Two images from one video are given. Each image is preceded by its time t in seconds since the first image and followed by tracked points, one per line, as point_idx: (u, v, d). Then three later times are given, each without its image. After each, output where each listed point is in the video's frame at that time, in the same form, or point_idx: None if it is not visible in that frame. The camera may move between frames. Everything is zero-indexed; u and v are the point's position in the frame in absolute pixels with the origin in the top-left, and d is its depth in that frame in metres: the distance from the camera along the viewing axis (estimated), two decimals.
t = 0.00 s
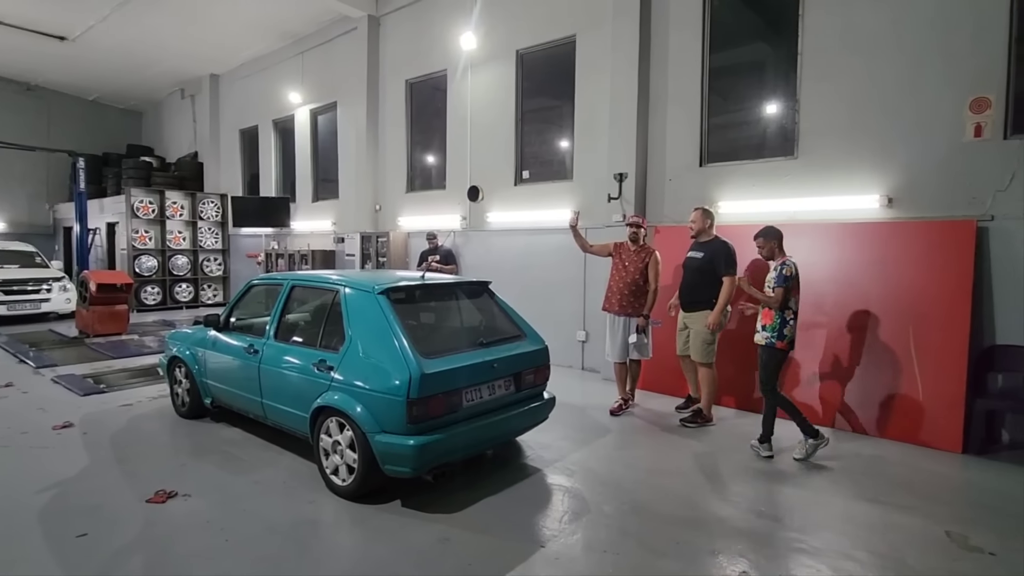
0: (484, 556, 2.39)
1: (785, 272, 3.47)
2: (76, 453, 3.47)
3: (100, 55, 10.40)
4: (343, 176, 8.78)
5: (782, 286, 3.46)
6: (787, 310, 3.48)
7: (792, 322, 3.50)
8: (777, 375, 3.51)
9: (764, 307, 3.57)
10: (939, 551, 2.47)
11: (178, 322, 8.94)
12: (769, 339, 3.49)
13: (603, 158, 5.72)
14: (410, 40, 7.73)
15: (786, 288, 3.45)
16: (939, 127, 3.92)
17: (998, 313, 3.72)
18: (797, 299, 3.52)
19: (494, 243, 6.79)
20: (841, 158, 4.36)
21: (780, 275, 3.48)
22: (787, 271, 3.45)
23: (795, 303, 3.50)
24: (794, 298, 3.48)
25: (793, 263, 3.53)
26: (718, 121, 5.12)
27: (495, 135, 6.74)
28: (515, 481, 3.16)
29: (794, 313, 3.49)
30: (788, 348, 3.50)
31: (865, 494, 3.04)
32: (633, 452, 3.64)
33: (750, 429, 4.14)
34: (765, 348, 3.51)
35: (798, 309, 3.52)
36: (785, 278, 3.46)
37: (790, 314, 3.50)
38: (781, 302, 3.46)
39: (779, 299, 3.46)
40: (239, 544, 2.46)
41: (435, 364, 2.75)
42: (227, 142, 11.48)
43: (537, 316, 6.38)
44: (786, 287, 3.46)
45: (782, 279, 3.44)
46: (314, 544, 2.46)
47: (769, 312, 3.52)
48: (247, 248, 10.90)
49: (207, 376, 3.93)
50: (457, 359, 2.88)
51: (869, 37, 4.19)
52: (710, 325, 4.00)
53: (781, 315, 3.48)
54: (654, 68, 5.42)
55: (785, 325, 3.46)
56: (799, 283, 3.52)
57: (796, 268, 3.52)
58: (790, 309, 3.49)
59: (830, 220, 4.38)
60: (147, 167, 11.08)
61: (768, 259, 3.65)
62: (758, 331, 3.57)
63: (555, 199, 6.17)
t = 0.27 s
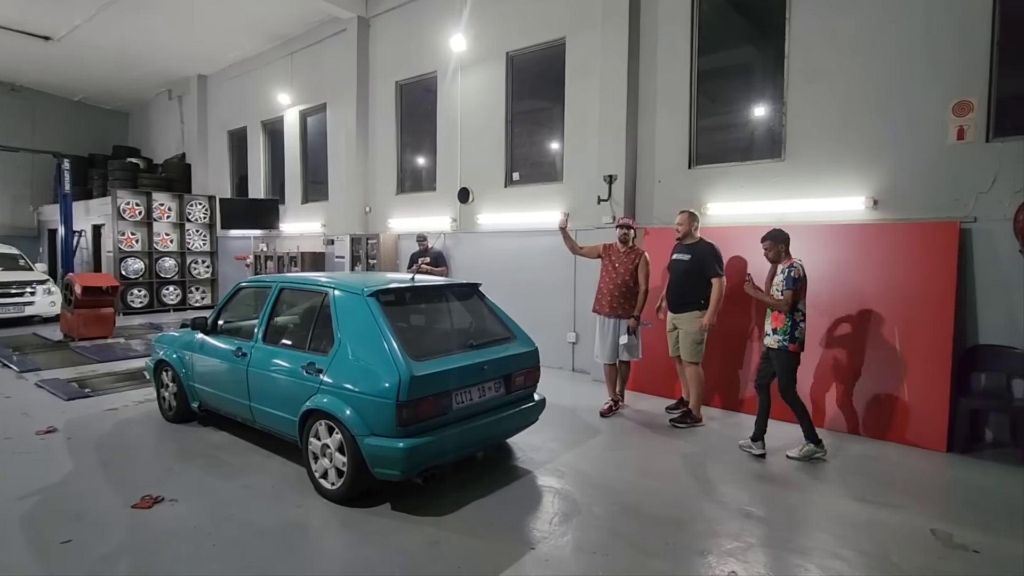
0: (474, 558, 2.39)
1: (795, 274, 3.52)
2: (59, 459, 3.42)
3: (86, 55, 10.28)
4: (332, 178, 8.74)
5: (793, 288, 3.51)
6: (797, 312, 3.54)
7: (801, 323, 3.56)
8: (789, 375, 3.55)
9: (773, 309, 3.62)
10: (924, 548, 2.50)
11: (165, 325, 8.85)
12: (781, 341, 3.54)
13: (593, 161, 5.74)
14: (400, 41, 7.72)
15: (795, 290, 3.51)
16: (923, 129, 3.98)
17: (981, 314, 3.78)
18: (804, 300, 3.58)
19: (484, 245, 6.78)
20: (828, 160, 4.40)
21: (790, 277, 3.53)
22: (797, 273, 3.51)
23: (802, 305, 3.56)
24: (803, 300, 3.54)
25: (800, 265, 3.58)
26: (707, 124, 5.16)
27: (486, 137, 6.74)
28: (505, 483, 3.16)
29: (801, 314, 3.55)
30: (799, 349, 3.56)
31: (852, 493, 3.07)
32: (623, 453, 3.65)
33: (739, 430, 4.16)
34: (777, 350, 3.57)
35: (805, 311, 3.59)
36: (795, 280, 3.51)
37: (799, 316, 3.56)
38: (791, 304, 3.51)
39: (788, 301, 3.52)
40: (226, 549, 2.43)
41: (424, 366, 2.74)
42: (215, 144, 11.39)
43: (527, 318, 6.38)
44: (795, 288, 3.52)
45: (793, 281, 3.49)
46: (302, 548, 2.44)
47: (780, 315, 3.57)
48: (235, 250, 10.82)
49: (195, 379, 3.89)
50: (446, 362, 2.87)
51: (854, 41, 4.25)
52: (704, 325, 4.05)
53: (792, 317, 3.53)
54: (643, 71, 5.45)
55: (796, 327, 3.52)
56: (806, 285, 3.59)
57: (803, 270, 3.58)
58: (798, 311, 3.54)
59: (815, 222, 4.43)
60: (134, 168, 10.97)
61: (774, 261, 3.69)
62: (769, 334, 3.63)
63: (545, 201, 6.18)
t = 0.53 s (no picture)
0: (466, 560, 2.38)
1: (798, 274, 3.55)
2: (45, 463, 3.37)
3: (72, 54, 10.17)
4: (323, 178, 8.69)
5: (795, 288, 3.55)
6: (799, 311, 3.58)
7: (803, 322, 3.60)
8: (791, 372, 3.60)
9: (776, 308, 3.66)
10: (912, 546, 2.52)
11: (154, 327, 8.76)
12: (784, 340, 3.59)
13: (585, 162, 5.75)
14: (391, 41, 7.70)
15: (797, 289, 3.54)
16: (910, 131, 4.02)
17: (968, 313, 3.83)
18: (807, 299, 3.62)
19: (476, 245, 6.78)
20: (817, 161, 4.44)
21: (793, 276, 3.57)
22: (799, 273, 3.54)
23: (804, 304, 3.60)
24: (805, 299, 3.58)
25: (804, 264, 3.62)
26: (698, 125, 5.18)
27: (477, 138, 6.74)
28: (497, 484, 3.15)
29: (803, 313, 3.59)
30: (801, 347, 3.61)
31: (841, 491, 3.09)
32: (615, 454, 3.66)
33: (730, 429, 4.18)
34: (781, 347, 3.62)
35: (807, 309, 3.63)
36: (797, 279, 3.55)
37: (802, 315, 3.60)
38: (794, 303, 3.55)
39: (790, 300, 3.56)
40: (215, 553, 2.41)
41: (416, 367, 2.73)
42: (204, 144, 11.31)
43: (520, 319, 6.38)
44: (798, 288, 3.55)
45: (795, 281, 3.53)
46: (293, 552, 2.42)
47: (783, 314, 3.62)
48: (225, 251, 10.73)
49: (184, 382, 3.86)
50: (438, 362, 2.86)
51: (842, 44, 4.29)
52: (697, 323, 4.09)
53: (794, 316, 3.57)
54: (634, 72, 5.47)
55: (798, 325, 3.57)
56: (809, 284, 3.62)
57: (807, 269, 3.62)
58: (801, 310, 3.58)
59: (804, 222, 4.46)
60: (122, 169, 10.86)
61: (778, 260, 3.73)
62: (775, 332, 3.68)
63: (537, 202, 6.18)
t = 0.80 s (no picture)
0: (460, 561, 2.37)
1: (795, 275, 3.57)
2: (33, 466, 3.33)
3: (61, 53, 10.07)
4: (316, 178, 8.65)
5: (790, 288, 3.57)
6: (793, 310, 3.60)
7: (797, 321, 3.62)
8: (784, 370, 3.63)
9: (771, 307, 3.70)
10: (903, 544, 2.54)
11: (144, 328, 8.69)
12: (778, 337, 3.63)
13: (578, 162, 5.75)
14: (384, 41, 7.67)
15: (794, 289, 3.57)
16: (900, 132, 4.05)
17: (957, 312, 3.86)
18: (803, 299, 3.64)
19: (470, 246, 6.76)
20: (809, 162, 4.46)
21: (789, 276, 3.59)
22: (796, 273, 3.56)
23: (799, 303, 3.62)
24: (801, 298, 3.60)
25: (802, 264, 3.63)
26: (690, 125, 5.20)
27: (471, 138, 6.72)
28: (490, 484, 3.15)
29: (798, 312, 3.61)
30: (794, 345, 3.64)
31: (833, 490, 3.11)
32: (608, 453, 3.66)
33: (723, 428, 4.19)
34: (774, 345, 3.66)
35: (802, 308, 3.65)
36: (794, 279, 3.56)
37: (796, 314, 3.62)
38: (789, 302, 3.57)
39: (785, 299, 3.58)
40: (206, 556, 2.39)
41: (409, 368, 2.72)
42: (195, 144, 11.23)
43: (513, 319, 6.38)
44: (794, 288, 3.58)
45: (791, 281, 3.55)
46: (284, 554, 2.41)
47: (777, 312, 3.65)
48: (217, 251, 10.67)
49: (174, 383, 3.83)
50: (431, 363, 2.85)
51: (833, 45, 4.31)
52: (689, 321, 4.10)
53: (787, 315, 3.60)
54: (627, 72, 5.48)
55: (791, 324, 3.60)
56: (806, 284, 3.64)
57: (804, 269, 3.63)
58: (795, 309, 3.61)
59: (795, 222, 4.49)
60: (112, 168, 10.76)
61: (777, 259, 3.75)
62: (769, 330, 3.71)
63: (531, 202, 6.18)
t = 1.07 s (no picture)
0: (456, 562, 2.37)
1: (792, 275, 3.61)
2: (25, 468, 3.31)
3: (54, 52, 10.01)
4: (311, 178, 8.63)
5: (788, 287, 3.60)
6: (788, 309, 3.63)
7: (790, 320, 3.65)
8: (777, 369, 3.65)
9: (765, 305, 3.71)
10: (897, 542, 2.55)
11: (138, 329, 8.64)
12: (771, 336, 3.65)
13: (574, 162, 5.76)
14: (380, 41, 7.66)
15: (790, 288, 3.60)
16: (894, 132, 4.07)
17: (951, 312, 3.88)
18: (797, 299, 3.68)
19: (466, 246, 6.76)
20: (803, 163, 4.48)
21: (786, 276, 3.62)
22: (792, 273, 3.60)
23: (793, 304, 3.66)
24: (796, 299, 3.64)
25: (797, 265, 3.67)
26: (685, 126, 5.22)
27: (466, 137, 6.72)
28: (487, 485, 3.14)
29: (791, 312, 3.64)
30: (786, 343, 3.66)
31: (828, 489, 3.12)
32: (604, 453, 3.67)
33: (718, 428, 4.20)
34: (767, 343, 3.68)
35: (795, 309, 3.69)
36: (790, 279, 3.61)
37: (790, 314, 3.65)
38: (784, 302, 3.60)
39: (780, 298, 3.61)
40: (200, 558, 2.37)
41: (404, 368, 2.71)
42: (190, 144, 11.18)
43: (509, 319, 6.38)
44: (790, 288, 3.61)
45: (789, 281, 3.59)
46: (279, 556, 2.40)
47: (771, 310, 3.67)
48: (211, 252, 10.63)
49: (168, 384, 3.81)
50: (426, 363, 2.85)
51: (827, 46, 4.33)
52: (687, 319, 4.11)
53: (782, 314, 3.62)
54: (622, 73, 5.49)
55: (785, 322, 3.61)
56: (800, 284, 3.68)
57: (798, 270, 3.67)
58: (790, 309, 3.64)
59: (790, 222, 4.51)
60: (105, 168, 10.71)
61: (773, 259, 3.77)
62: (763, 328, 3.73)
63: (526, 202, 6.18)
